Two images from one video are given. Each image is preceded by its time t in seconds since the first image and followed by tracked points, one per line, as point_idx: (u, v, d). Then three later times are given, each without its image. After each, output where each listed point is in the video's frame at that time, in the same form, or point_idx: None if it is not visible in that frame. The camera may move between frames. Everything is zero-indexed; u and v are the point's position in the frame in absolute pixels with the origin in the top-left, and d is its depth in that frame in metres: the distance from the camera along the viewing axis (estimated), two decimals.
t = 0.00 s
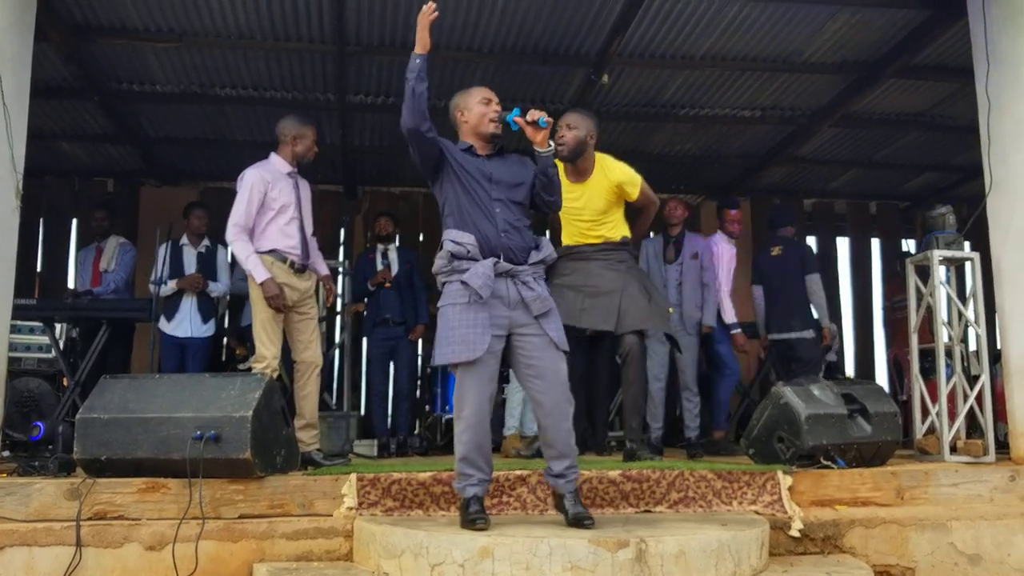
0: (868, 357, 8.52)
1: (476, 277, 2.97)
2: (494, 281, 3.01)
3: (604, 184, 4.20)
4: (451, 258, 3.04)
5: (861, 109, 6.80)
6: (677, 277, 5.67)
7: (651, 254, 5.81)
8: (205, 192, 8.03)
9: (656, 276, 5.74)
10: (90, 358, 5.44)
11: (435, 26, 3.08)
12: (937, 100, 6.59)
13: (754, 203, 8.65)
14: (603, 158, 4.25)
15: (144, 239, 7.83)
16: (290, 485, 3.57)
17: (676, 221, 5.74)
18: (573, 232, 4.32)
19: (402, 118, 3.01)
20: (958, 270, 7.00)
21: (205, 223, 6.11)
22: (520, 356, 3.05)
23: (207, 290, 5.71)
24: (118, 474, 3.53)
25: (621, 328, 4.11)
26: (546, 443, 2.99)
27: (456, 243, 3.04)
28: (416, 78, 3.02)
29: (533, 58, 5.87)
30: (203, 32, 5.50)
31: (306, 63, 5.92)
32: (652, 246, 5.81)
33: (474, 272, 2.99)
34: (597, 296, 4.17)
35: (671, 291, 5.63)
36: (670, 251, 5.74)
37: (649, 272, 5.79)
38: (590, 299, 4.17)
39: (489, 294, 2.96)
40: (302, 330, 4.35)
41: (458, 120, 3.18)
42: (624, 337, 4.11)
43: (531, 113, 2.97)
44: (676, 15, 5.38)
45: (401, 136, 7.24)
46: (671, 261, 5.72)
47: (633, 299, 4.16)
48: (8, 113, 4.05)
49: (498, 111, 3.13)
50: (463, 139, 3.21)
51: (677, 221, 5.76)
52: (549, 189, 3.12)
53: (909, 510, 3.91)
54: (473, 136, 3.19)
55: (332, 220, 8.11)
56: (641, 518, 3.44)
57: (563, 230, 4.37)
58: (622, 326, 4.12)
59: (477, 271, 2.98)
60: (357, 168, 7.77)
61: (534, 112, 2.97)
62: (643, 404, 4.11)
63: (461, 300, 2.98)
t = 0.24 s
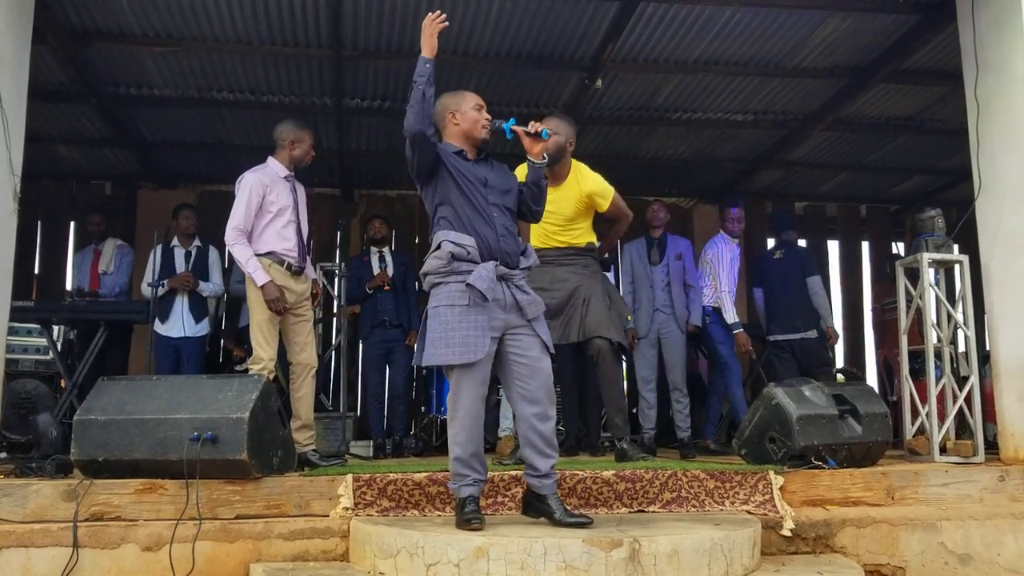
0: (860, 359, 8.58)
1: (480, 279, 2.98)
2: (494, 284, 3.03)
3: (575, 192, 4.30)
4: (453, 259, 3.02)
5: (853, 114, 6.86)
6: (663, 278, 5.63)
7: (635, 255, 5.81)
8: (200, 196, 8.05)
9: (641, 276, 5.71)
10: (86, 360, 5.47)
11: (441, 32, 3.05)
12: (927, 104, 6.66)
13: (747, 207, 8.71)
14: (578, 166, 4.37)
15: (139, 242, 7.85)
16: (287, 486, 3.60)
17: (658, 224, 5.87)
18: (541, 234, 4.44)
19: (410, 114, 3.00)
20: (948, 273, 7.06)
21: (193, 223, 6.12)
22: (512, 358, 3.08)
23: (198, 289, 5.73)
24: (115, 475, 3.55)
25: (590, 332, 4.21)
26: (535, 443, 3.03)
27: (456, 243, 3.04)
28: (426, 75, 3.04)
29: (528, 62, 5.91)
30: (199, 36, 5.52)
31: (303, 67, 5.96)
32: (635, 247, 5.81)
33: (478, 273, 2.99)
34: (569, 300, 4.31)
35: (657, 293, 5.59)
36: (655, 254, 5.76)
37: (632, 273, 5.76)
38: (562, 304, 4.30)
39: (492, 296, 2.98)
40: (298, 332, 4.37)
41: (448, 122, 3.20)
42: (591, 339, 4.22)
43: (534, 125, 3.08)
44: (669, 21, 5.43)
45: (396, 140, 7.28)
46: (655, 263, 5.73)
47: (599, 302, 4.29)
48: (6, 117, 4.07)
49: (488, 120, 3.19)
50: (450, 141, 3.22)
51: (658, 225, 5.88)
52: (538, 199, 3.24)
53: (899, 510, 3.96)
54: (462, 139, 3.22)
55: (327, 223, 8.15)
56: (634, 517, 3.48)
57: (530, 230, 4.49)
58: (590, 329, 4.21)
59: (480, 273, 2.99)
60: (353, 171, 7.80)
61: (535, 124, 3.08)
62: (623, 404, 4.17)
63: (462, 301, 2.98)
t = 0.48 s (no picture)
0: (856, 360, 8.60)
1: (482, 281, 2.98)
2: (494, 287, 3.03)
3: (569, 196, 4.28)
4: (452, 262, 3.01)
5: (849, 115, 6.87)
6: (654, 280, 5.63)
7: (623, 258, 5.74)
8: (197, 197, 8.05)
9: (631, 278, 5.65)
10: (82, 360, 5.47)
11: (479, 45, 2.96)
12: (923, 106, 6.67)
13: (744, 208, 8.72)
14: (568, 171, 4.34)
15: (136, 243, 7.84)
16: (283, 487, 3.59)
17: (644, 224, 5.85)
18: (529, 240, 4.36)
19: (429, 118, 2.94)
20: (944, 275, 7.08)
21: (183, 225, 6.09)
22: (509, 360, 3.08)
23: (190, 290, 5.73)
24: (111, 476, 3.55)
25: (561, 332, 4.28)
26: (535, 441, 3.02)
27: (458, 245, 3.03)
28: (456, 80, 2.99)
29: (524, 63, 5.91)
30: (196, 37, 5.52)
31: (300, 68, 5.96)
32: (623, 252, 5.74)
33: (479, 275, 2.99)
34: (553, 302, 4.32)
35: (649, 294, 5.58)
36: (645, 256, 5.75)
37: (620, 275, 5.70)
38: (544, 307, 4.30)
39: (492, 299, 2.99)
40: (296, 333, 4.36)
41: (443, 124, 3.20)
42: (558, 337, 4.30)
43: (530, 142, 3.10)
44: (666, 22, 5.43)
45: (393, 141, 7.28)
46: (646, 265, 5.70)
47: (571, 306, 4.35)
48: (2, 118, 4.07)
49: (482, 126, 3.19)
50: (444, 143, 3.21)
51: (643, 225, 5.87)
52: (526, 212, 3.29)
53: (895, 511, 3.96)
54: (458, 144, 3.22)
55: (324, 224, 8.14)
56: (630, 518, 3.49)
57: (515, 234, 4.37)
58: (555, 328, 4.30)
59: (481, 275, 3.00)
60: (350, 172, 7.80)
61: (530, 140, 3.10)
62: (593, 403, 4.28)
63: (461, 304, 2.98)
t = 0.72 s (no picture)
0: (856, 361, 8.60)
1: (478, 283, 2.98)
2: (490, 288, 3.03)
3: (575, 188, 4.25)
4: (450, 264, 3.01)
5: (849, 117, 6.88)
6: (649, 282, 5.64)
7: (618, 262, 5.71)
8: (197, 199, 8.04)
9: (627, 282, 5.62)
10: (82, 362, 5.46)
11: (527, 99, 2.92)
12: (923, 107, 6.68)
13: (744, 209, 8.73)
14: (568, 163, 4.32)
15: (136, 245, 7.84)
16: (284, 489, 3.59)
17: (637, 226, 5.84)
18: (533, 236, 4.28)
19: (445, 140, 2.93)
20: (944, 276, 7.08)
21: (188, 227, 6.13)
22: (506, 361, 3.08)
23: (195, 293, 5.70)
24: (112, 479, 3.54)
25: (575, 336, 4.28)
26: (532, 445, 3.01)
27: (455, 248, 3.02)
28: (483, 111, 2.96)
29: (524, 65, 5.92)
30: (196, 39, 5.52)
31: (300, 71, 5.97)
32: (618, 256, 5.71)
33: (475, 277, 2.99)
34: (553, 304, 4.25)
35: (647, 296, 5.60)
36: (641, 259, 5.74)
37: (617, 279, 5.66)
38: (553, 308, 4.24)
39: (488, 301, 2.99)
40: (296, 335, 4.35)
41: (446, 122, 3.17)
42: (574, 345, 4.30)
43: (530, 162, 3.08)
44: (666, 24, 5.44)
45: (393, 143, 7.29)
46: (643, 267, 5.71)
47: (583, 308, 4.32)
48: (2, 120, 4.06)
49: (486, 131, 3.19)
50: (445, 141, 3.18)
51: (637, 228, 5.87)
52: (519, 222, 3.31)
53: (896, 512, 3.96)
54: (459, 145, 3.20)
55: (324, 226, 8.14)
56: (631, 520, 3.48)
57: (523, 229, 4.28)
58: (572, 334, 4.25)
59: (477, 276, 3.00)
60: (350, 174, 7.81)
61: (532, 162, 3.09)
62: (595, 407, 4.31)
63: (457, 305, 2.98)
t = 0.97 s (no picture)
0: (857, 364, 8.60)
1: (479, 287, 2.98)
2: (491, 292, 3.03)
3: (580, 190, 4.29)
4: (450, 267, 3.01)
5: (849, 119, 6.88)
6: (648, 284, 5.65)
7: (617, 265, 5.58)
8: (198, 201, 8.04)
9: (627, 285, 5.54)
10: (83, 365, 5.46)
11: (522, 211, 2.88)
12: (923, 110, 6.68)
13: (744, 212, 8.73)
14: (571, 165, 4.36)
15: (136, 248, 7.84)
16: (284, 492, 3.58)
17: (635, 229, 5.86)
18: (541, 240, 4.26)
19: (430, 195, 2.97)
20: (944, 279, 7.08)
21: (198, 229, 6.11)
22: (506, 365, 3.08)
23: (201, 293, 5.71)
24: (113, 482, 3.54)
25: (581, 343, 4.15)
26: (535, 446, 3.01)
27: (455, 252, 3.02)
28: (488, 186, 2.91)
29: (524, 69, 5.92)
30: (197, 42, 5.53)
31: (301, 74, 5.97)
32: (617, 260, 5.57)
33: (476, 281, 2.99)
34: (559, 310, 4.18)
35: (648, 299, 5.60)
36: (639, 261, 5.75)
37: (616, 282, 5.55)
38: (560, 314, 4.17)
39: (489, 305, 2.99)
40: (298, 338, 4.36)
41: (453, 126, 3.19)
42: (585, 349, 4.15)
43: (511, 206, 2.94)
44: (666, 27, 5.45)
45: (393, 146, 7.30)
46: (642, 270, 5.72)
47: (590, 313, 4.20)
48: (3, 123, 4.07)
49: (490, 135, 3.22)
50: (451, 144, 3.19)
51: (635, 231, 5.87)
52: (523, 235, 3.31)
53: (897, 515, 3.95)
54: (465, 147, 3.20)
55: (324, 229, 8.15)
56: (632, 523, 3.48)
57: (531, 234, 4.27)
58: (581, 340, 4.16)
59: (479, 280, 3.00)
60: (350, 177, 7.82)
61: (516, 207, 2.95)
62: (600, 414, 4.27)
63: (458, 309, 2.98)
